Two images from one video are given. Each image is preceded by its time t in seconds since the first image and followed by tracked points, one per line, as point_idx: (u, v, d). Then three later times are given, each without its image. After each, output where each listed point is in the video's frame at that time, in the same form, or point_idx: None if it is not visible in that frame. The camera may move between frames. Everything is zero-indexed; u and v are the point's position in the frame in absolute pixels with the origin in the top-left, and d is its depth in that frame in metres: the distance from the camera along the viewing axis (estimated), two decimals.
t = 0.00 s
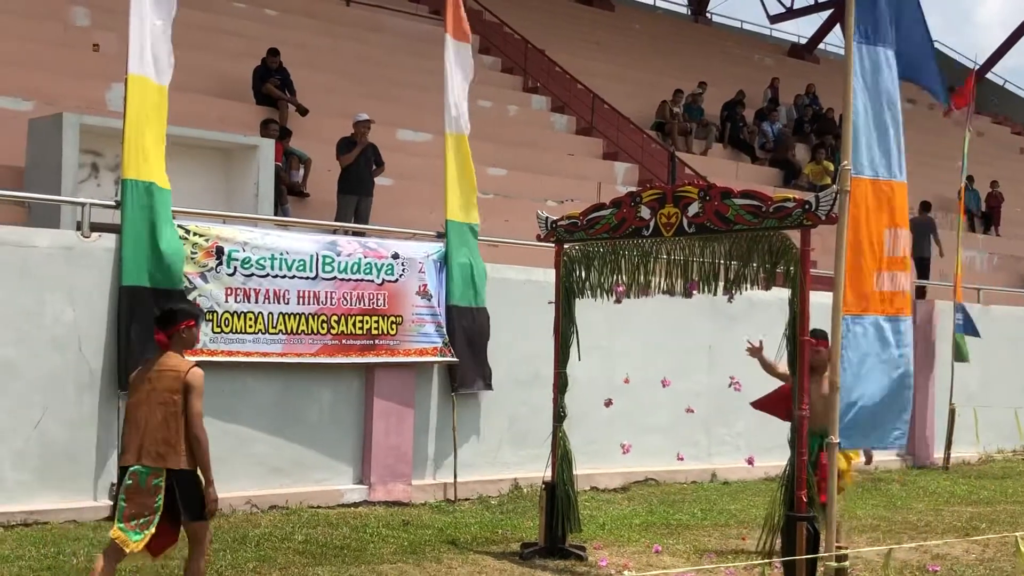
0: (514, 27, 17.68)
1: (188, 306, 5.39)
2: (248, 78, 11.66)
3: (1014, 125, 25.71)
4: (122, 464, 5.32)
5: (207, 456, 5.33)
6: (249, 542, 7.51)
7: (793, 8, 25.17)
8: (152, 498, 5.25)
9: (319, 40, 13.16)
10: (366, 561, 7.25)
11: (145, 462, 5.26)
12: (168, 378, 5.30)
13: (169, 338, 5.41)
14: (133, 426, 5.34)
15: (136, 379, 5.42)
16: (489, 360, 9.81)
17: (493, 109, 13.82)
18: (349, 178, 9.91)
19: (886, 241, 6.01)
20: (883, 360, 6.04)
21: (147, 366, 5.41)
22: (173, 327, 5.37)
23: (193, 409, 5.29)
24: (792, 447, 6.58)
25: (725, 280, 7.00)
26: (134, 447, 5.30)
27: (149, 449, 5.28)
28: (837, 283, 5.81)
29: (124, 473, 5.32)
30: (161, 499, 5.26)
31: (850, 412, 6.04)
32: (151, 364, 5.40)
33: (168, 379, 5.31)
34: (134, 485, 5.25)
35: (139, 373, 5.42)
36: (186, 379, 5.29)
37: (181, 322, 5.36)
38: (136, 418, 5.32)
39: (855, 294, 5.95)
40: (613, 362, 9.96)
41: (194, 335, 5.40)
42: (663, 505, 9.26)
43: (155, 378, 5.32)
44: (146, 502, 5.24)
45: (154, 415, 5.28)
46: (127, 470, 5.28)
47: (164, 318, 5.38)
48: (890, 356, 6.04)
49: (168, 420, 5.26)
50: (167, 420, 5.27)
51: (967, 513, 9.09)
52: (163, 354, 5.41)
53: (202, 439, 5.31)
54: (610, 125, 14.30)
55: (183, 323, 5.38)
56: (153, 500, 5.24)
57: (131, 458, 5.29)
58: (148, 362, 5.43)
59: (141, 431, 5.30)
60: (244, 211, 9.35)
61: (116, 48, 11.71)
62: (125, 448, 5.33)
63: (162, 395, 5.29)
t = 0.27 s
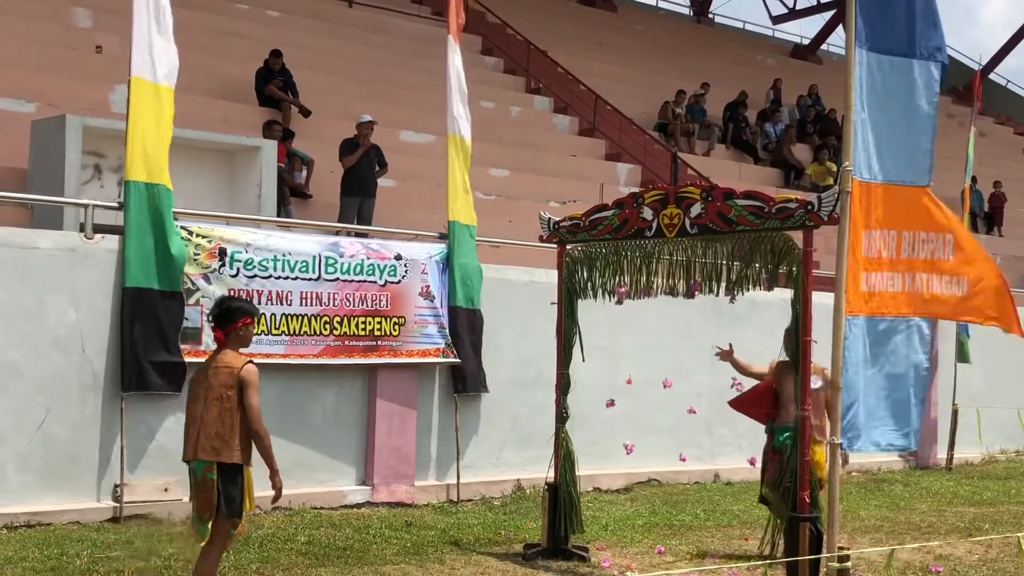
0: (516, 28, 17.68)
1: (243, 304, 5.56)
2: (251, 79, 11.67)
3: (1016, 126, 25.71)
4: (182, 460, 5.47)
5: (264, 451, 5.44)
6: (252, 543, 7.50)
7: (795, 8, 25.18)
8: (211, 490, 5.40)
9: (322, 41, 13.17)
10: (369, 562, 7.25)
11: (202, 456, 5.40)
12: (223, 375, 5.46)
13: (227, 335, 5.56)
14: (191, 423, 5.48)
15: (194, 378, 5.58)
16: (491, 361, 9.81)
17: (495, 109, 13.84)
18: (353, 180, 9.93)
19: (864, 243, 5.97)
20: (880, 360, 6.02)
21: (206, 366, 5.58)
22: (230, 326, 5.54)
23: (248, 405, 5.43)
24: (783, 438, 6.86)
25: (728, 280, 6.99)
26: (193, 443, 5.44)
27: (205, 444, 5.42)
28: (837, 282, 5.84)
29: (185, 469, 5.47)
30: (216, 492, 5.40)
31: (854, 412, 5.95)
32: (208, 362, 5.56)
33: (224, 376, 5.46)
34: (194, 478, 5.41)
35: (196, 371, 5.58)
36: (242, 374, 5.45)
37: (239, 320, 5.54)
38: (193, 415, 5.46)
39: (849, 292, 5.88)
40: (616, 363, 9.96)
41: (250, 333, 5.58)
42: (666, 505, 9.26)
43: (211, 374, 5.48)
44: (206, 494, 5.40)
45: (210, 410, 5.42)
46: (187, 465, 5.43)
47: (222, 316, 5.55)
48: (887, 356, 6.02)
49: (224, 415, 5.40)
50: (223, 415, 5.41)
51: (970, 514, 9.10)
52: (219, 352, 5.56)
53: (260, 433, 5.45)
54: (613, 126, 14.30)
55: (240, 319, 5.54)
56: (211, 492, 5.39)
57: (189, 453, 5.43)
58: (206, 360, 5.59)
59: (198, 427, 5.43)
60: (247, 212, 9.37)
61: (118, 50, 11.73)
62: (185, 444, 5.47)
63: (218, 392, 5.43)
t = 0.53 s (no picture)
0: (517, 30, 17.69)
1: (300, 313, 5.59)
2: (251, 81, 11.68)
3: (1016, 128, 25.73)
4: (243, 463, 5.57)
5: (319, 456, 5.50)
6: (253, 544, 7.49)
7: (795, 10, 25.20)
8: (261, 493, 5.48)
9: (322, 42, 13.18)
10: (369, 564, 7.25)
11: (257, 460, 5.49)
12: (282, 382, 5.52)
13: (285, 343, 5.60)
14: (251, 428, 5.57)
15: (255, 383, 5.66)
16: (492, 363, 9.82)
17: (496, 111, 13.85)
18: (354, 182, 9.93)
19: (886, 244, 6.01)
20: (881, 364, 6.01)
21: (266, 371, 5.64)
22: (286, 334, 5.56)
23: (305, 411, 5.49)
24: (756, 441, 7.13)
25: (728, 282, 6.99)
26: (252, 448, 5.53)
27: (263, 449, 5.50)
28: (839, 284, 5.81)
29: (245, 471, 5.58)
30: (267, 495, 5.48)
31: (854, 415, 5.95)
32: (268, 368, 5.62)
33: (282, 383, 5.53)
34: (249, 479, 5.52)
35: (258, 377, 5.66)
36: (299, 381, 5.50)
37: (296, 329, 5.56)
38: (254, 421, 5.54)
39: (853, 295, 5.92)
40: (616, 365, 9.97)
41: (305, 342, 5.60)
42: (666, 507, 9.27)
43: (271, 381, 5.55)
44: (257, 496, 5.49)
45: (268, 416, 5.50)
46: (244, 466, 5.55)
47: (280, 325, 5.58)
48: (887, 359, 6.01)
49: (280, 420, 5.48)
50: (281, 421, 5.49)
51: (970, 515, 9.11)
52: (279, 359, 5.62)
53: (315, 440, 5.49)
54: (613, 127, 14.31)
55: (297, 328, 5.57)
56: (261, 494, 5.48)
57: (248, 457, 5.52)
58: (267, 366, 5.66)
59: (257, 432, 5.51)
60: (248, 213, 9.38)
61: (119, 52, 11.73)
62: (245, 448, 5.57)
63: (277, 399, 5.50)
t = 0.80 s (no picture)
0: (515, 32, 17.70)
1: (354, 309, 5.64)
2: (249, 83, 11.68)
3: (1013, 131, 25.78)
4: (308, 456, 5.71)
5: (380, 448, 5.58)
6: (249, 546, 7.47)
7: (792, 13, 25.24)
8: (329, 486, 5.60)
9: (320, 44, 13.18)
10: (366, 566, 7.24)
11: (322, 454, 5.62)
12: (339, 378, 5.61)
13: (340, 340, 5.67)
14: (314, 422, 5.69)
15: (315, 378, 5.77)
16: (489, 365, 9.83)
17: (494, 113, 13.86)
18: (352, 186, 9.95)
19: (876, 246, 6.00)
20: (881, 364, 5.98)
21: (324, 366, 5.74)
22: (342, 329, 5.63)
23: (363, 406, 5.58)
24: (721, 439, 6.69)
25: (725, 284, 6.99)
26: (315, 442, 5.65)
27: (326, 443, 5.63)
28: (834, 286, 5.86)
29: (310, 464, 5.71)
30: (336, 488, 5.60)
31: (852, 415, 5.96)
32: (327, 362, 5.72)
33: (339, 379, 5.62)
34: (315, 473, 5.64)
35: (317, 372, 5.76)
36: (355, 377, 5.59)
37: (350, 324, 5.61)
38: (316, 416, 5.67)
39: (848, 298, 5.93)
40: (613, 367, 9.98)
41: (360, 337, 5.66)
42: (663, 510, 9.26)
43: (328, 377, 5.64)
44: (325, 490, 5.61)
45: (329, 412, 5.61)
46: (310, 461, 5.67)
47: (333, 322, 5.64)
48: (888, 360, 5.97)
49: (339, 417, 5.59)
50: (341, 417, 5.60)
51: (967, 518, 9.12)
52: (336, 354, 5.70)
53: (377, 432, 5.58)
54: (610, 130, 14.31)
55: (352, 324, 5.63)
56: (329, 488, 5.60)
57: (312, 451, 5.65)
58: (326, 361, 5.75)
59: (321, 426, 5.64)
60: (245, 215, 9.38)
61: (117, 53, 11.73)
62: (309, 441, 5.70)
63: (336, 394, 5.60)
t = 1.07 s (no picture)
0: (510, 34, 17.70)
1: (406, 321, 5.90)
2: (243, 84, 11.67)
3: (1007, 134, 25.84)
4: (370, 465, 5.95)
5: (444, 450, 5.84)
6: (242, 548, 7.45)
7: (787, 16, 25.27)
8: (396, 490, 5.85)
9: (314, 46, 13.17)
10: (358, 569, 7.22)
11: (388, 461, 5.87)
12: (401, 387, 5.89)
13: (395, 351, 5.92)
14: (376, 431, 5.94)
15: (372, 390, 6.03)
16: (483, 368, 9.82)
17: (488, 115, 13.85)
18: (347, 189, 9.96)
19: (878, 250, 5.99)
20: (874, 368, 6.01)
21: (383, 378, 6.00)
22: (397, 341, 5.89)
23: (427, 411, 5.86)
24: (691, 442, 6.71)
25: (719, 287, 6.99)
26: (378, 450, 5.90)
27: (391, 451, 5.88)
28: (830, 288, 5.85)
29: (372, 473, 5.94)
30: (403, 492, 5.85)
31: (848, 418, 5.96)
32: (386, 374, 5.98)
33: (402, 388, 5.89)
34: (380, 480, 5.88)
35: (374, 384, 6.03)
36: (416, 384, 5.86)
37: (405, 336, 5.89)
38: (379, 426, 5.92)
39: (847, 300, 5.92)
40: (607, 370, 9.98)
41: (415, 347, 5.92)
42: (657, 512, 9.25)
43: (390, 388, 5.91)
44: (391, 494, 5.85)
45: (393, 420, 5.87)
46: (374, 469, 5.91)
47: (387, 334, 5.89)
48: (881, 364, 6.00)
49: (402, 426, 5.87)
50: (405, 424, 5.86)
51: (960, 521, 9.13)
52: (392, 365, 5.97)
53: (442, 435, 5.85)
54: (605, 132, 14.32)
55: (404, 336, 5.87)
56: (397, 492, 5.84)
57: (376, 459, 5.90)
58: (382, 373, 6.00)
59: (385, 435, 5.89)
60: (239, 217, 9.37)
61: (111, 54, 11.71)
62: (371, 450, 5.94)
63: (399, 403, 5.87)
